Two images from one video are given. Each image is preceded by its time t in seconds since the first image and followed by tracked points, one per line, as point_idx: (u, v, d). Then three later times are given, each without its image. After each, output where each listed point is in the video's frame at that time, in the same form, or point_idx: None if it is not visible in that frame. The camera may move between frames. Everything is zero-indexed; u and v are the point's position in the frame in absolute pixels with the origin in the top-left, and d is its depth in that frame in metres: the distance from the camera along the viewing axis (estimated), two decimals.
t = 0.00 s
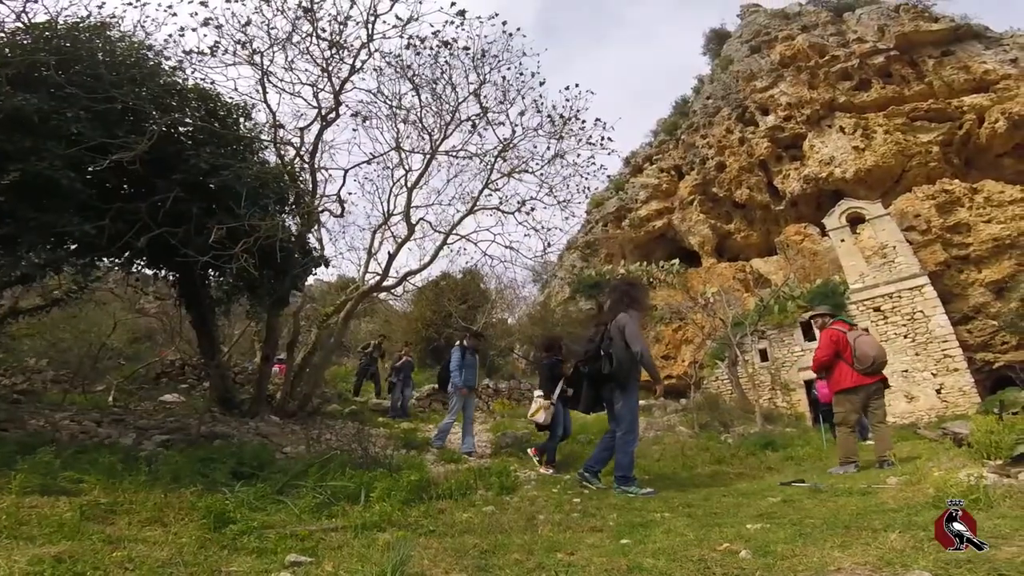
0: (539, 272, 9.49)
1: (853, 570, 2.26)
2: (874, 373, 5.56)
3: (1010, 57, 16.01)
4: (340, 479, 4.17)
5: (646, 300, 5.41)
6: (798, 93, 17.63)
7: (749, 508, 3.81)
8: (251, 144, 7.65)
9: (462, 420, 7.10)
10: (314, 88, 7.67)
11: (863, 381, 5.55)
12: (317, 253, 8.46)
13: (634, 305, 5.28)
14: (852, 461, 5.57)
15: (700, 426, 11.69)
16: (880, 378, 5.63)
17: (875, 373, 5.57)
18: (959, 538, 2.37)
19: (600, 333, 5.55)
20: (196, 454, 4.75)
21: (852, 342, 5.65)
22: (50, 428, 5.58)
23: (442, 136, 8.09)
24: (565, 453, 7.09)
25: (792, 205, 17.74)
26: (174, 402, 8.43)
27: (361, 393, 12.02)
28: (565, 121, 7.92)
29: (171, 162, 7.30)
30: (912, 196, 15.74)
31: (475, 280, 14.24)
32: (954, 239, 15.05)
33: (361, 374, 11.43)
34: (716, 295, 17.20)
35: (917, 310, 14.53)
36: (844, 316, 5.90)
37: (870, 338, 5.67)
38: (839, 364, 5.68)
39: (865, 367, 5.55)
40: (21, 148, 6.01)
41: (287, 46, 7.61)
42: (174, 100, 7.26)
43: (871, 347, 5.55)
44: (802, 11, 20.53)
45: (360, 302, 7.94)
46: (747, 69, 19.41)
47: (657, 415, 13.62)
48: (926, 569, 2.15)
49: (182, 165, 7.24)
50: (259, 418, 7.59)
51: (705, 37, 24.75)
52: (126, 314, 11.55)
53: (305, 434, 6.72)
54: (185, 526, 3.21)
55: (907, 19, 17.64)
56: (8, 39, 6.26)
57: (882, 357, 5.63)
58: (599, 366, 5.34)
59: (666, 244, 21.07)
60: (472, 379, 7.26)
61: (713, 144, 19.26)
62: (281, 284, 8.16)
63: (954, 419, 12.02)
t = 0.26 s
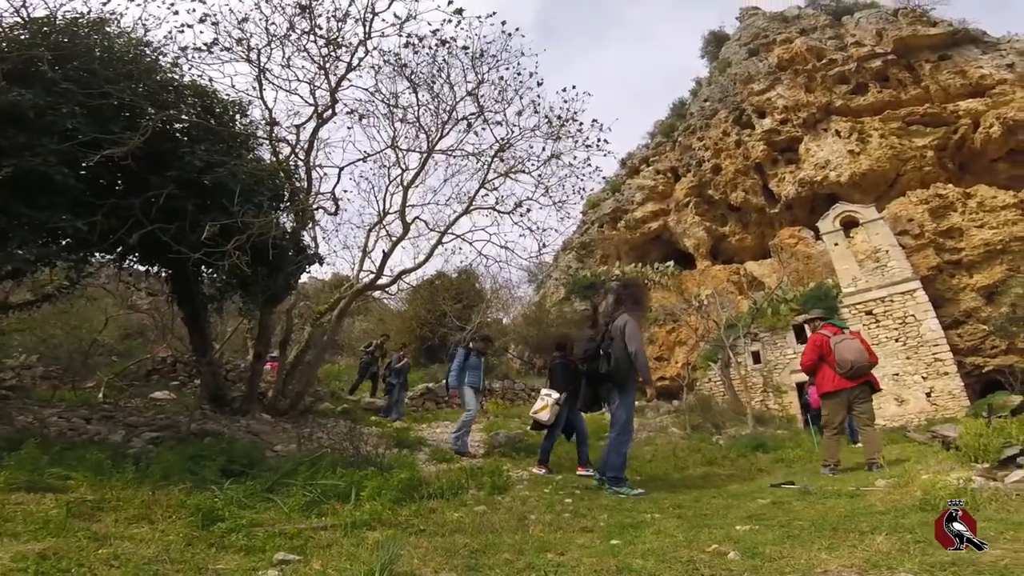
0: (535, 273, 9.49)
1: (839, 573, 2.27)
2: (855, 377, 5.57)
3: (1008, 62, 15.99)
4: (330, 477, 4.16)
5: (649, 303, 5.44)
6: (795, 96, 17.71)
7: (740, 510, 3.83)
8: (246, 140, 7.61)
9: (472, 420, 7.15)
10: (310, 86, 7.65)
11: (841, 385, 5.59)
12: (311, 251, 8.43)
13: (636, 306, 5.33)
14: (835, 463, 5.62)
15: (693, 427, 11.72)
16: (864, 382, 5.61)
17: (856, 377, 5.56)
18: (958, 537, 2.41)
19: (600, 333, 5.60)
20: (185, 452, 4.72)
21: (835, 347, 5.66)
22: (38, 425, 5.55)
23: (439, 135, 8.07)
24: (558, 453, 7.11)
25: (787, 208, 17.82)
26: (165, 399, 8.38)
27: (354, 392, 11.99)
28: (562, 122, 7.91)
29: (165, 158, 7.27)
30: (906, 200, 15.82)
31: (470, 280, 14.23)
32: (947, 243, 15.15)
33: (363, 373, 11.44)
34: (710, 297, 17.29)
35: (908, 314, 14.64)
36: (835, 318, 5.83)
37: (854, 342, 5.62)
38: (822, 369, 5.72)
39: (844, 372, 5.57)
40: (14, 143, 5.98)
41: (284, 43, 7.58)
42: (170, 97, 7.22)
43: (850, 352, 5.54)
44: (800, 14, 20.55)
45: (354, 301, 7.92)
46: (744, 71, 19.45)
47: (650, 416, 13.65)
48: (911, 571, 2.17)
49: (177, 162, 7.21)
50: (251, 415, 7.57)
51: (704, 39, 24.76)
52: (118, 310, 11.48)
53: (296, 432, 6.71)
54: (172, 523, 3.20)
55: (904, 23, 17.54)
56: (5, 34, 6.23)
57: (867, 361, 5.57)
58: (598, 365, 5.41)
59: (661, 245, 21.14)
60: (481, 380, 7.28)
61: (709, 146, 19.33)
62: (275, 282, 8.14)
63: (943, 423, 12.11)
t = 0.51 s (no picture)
0: (526, 274, 9.47)
1: None
2: (821, 385, 5.74)
3: (1000, 73, 16.27)
4: (311, 475, 4.14)
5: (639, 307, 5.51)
6: (788, 103, 17.84)
7: (719, 513, 3.86)
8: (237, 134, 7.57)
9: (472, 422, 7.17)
10: (304, 81, 7.60)
11: (807, 393, 5.79)
12: (298, 246, 8.38)
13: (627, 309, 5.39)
14: (813, 468, 5.65)
15: (678, 430, 11.78)
16: (834, 390, 5.73)
17: (823, 386, 5.72)
18: (957, 537, 2.52)
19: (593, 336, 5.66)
20: (164, 446, 4.67)
21: (804, 355, 5.83)
22: (14, 417, 5.48)
23: (432, 133, 8.06)
24: (543, 454, 7.12)
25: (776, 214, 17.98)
26: (145, 394, 8.30)
27: (340, 389, 11.93)
28: (557, 124, 7.92)
29: (154, 150, 7.18)
30: (893, 209, 16.01)
31: (460, 279, 14.21)
32: (930, 253, 15.37)
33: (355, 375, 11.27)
34: (697, 301, 17.45)
35: (891, 322, 14.83)
36: (810, 327, 5.93)
37: (823, 351, 5.75)
38: (794, 376, 5.93)
39: (810, 381, 5.76)
40: None
41: (279, 37, 7.53)
42: (162, 89, 7.14)
43: (815, 361, 5.70)
44: (798, 21, 20.67)
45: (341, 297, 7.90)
46: (739, 77, 19.56)
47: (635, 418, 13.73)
48: None
49: (165, 154, 7.12)
50: (232, 411, 7.51)
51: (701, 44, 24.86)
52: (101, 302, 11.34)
53: (278, 429, 6.67)
54: (147, 519, 3.17)
55: (901, 32, 17.91)
56: None
57: (835, 371, 5.70)
58: (588, 367, 5.46)
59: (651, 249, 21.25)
60: (478, 379, 7.32)
61: (701, 151, 19.46)
62: (261, 277, 8.08)
63: (921, 429, 12.27)
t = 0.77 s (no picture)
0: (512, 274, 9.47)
1: None
2: (787, 388, 5.88)
3: (983, 80, 16.54)
4: (289, 474, 4.11)
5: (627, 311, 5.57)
6: (775, 108, 17.99)
7: (697, 513, 3.90)
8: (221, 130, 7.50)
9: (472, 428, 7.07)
10: (291, 77, 7.55)
11: (774, 396, 5.94)
12: (281, 243, 8.32)
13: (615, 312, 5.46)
14: (790, 470, 5.72)
15: (661, 431, 11.85)
16: (800, 393, 5.86)
17: (788, 388, 5.87)
18: (958, 537, 2.57)
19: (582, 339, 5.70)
20: (139, 444, 4.61)
21: (771, 359, 6.06)
22: None
23: (420, 132, 8.05)
24: (527, 455, 7.14)
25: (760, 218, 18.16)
26: (122, 391, 8.18)
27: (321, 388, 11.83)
28: (545, 126, 7.95)
29: (135, 145, 7.08)
30: (874, 214, 16.23)
31: (446, 278, 14.16)
32: (909, 258, 15.63)
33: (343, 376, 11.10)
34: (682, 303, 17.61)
35: (870, 326, 15.06)
36: (778, 332, 6.17)
37: (788, 354, 5.95)
38: (762, 379, 6.11)
39: (776, 384, 5.93)
40: None
41: (267, 33, 7.48)
42: (145, 84, 7.04)
43: (780, 363, 5.92)
44: (787, 26, 20.81)
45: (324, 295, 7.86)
46: (727, 81, 19.65)
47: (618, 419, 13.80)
48: None
49: (146, 149, 7.03)
50: (211, 409, 7.43)
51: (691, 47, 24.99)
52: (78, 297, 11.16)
53: (258, 428, 6.61)
54: (117, 517, 3.14)
55: (888, 38, 18.16)
56: None
57: (800, 373, 5.86)
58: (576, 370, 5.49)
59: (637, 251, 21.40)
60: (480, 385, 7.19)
61: (689, 155, 19.61)
62: (242, 274, 8.00)
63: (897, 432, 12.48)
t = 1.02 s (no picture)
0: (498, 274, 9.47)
1: None
2: (764, 390, 5.96)
3: (966, 86, 16.73)
4: (267, 473, 4.09)
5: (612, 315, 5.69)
6: (762, 112, 18.14)
7: (678, 513, 3.94)
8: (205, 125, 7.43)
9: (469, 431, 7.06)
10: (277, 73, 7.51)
11: (751, 399, 6.03)
12: (264, 240, 8.26)
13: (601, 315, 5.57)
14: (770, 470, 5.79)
15: (644, 432, 11.91)
16: (777, 394, 5.93)
17: (765, 390, 5.95)
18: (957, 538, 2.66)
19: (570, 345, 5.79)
20: (114, 442, 4.55)
21: (744, 362, 6.18)
22: None
23: (407, 130, 8.05)
24: (513, 455, 7.17)
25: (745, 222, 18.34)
26: (99, 388, 8.08)
27: (304, 387, 11.75)
28: (533, 126, 7.98)
29: (117, 140, 6.99)
30: (856, 218, 16.44)
31: (433, 277, 14.11)
32: (890, 262, 15.88)
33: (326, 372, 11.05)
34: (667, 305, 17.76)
35: (850, 329, 15.29)
36: (748, 336, 6.32)
37: (761, 357, 6.09)
38: (739, 383, 6.23)
39: (752, 387, 6.02)
40: None
41: (254, 28, 7.45)
42: (128, 78, 6.96)
43: (754, 366, 6.04)
44: (777, 30, 20.86)
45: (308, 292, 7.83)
46: (716, 85, 19.72)
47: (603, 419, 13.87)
48: None
49: (127, 144, 6.95)
50: (191, 408, 7.35)
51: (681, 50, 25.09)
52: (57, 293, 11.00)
53: (238, 427, 6.56)
54: (90, 515, 3.11)
55: (875, 43, 18.00)
56: None
57: (773, 374, 5.98)
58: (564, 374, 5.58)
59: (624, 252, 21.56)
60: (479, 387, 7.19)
61: (676, 157, 19.74)
62: (223, 271, 7.93)
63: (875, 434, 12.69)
